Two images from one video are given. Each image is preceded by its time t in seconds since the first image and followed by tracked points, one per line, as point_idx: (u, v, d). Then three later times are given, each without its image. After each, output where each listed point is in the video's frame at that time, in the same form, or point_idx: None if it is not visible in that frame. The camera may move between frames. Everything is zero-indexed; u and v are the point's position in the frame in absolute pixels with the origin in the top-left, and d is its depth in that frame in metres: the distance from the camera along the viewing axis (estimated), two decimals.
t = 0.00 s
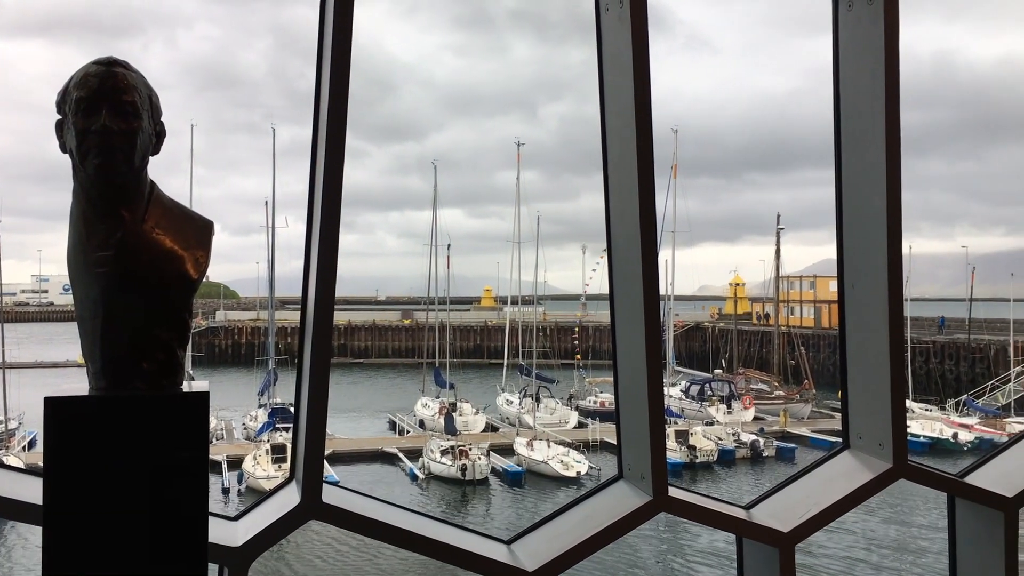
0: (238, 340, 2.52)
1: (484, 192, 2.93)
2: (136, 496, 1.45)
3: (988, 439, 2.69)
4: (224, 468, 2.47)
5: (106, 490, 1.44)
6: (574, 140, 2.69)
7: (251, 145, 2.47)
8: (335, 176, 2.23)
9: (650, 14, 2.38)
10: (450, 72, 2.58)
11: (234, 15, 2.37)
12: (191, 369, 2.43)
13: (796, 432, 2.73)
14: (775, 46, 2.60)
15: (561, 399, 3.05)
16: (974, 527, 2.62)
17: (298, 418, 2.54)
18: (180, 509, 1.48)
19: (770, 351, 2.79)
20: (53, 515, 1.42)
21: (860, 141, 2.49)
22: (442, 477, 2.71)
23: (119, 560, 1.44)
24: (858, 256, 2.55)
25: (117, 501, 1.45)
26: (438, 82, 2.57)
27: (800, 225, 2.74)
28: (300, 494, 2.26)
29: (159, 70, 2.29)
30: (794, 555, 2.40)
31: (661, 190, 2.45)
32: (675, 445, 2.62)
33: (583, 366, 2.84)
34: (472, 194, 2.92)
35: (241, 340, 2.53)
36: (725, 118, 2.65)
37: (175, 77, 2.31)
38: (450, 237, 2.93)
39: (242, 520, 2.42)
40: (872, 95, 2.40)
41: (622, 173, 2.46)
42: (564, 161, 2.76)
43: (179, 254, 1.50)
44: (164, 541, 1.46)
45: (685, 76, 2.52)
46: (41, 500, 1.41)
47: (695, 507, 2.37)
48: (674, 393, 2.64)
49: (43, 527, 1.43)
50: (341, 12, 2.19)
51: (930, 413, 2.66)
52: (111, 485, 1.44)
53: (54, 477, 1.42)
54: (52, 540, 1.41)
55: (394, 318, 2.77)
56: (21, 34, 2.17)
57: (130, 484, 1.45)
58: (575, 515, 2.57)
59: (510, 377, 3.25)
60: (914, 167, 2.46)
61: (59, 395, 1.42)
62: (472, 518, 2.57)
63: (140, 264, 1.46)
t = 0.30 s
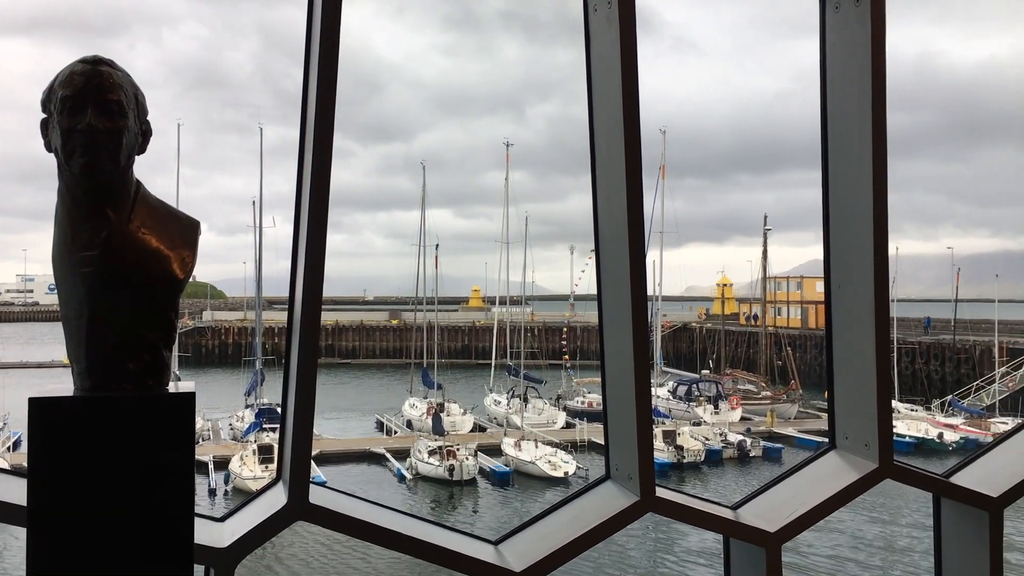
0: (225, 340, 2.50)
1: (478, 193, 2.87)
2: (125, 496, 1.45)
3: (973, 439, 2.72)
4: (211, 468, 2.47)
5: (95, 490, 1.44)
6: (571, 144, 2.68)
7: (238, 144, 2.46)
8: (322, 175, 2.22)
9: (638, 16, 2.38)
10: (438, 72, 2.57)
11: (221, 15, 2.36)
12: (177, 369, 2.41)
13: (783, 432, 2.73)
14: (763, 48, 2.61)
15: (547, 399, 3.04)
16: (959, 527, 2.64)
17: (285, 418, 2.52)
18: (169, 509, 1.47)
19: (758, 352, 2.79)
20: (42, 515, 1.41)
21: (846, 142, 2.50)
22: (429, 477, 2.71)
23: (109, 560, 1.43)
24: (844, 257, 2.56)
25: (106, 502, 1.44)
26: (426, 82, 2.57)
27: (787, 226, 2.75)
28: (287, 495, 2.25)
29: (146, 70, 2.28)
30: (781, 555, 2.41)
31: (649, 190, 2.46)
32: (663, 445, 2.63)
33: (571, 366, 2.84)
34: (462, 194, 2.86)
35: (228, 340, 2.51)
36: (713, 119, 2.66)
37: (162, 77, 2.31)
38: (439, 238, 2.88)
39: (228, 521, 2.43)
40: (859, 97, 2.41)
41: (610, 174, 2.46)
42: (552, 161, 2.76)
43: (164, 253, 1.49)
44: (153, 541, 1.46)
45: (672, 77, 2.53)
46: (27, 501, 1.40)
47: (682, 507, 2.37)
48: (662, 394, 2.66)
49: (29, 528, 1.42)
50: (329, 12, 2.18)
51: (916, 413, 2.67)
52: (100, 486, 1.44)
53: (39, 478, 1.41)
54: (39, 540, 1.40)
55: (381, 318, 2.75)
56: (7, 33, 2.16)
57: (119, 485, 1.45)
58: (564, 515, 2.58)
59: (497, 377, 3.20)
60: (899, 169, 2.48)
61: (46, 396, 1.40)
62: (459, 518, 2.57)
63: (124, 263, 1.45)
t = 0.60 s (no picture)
0: (211, 339, 2.48)
1: (463, 192, 2.84)
2: (110, 495, 1.44)
3: (957, 438, 2.73)
4: (195, 468, 2.46)
5: (79, 489, 1.43)
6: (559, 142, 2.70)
7: (224, 143, 2.45)
8: (310, 173, 2.22)
9: (625, 16, 2.39)
10: (426, 71, 2.57)
11: (207, 13, 2.35)
12: (162, 368, 2.39)
13: (768, 431, 2.73)
14: (749, 49, 2.62)
15: (535, 398, 2.98)
16: (943, 525, 2.66)
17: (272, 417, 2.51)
18: (155, 508, 1.47)
19: (744, 351, 2.79)
20: (26, 514, 1.41)
21: (832, 144, 2.51)
22: (416, 476, 2.68)
23: (94, 559, 1.43)
24: (830, 257, 2.57)
25: (91, 501, 1.43)
26: (414, 82, 2.57)
27: (773, 226, 2.75)
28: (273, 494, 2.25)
29: (131, 68, 2.26)
30: (766, 554, 2.42)
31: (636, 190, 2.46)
32: (649, 444, 2.64)
33: (559, 365, 2.80)
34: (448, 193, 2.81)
35: (214, 339, 2.49)
36: (700, 120, 2.67)
37: (149, 75, 2.30)
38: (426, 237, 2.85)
39: (213, 521, 2.41)
40: (844, 98, 2.43)
41: (598, 173, 2.46)
42: (539, 161, 2.77)
43: (150, 253, 1.48)
44: (137, 540, 1.45)
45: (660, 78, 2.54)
46: (10, 501, 1.39)
47: (668, 506, 2.38)
48: (648, 394, 2.61)
49: (12, 527, 1.41)
50: (317, 11, 2.18)
51: (900, 413, 2.70)
52: (83, 485, 1.43)
53: (23, 478, 1.40)
54: (23, 540, 1.39)
55: (369, 317, 2.74)
56: None
57: (103, 484, 1.44)
58: (552, 514, 2.58)
59: (484, 376, 3.07)
60: (884, 169, 2.49)
61: (26, 395, 1.39)
62: (446, 517, 2.59)
63: (108, 262, 1.44)
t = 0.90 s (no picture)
0: (195, 337, 2.45)
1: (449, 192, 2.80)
2: (91, 495, 1.43)
3: (939, 438, 2.76)
4: (178, 467, 2.42)
5: (64, 490, 1.42)
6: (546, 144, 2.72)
7: (207, 141, 2.43)
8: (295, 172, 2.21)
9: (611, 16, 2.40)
10: (412, 70, 2.58)
11: (191, 11, 2.34)
12: (146, 367, 2.34)
13: (752, 430, 2.75)
14: (733, 50, 2.64)
15: (520, 398, 2.92)
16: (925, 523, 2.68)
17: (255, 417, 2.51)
18: (150, 509, 1.47)
19: (728, 351, 2.79)
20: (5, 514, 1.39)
21: (816, 145, 2.52)
22: (401, 476, 2.63)
23: (86, 560, 1.43)
24: (814, 257, 2.58)
25: (76, 501, 1.42)
26: (399, 81, 2.57)
27: (758, 227, 2.76)
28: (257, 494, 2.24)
29: (114, 65, 2.24)
30: (751, 553, 2.42)
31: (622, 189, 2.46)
32: (635, 443, 2.60)
33: (543, 365, 2.78)
34: (434, 192, 2.77)
35: (198, 337, 2.46)
36: (686, 121, 2.68)
37: (132, 72, 2.27)
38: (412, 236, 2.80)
39: (196, 520, 2.39)
40: (829, 99, 2.44)
41: (583, 172, 2.46)
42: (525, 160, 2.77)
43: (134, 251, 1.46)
44: (119, 540, 1.45)
45: (646, 78, 2.54)
46: None
47: (653, 505, 2.37)
48: (633, 392, 2.59)
49: None
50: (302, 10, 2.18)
51: (883, 412, 2.70)
52: (67, 486, 1.42)
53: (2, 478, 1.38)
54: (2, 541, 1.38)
55: (354, 316, 2.67)
56: None
57: (90, 484, 1.43)
58: (538, 513, 2.58)
59: (470, 375, 2.94)
60: (867, 170, 2.51)
61: (13, 394, 1.38)
62: (430, 515, 2.57)
63: (89, 261, 1.42)
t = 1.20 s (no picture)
0: (175, 336, 2.43)
1: (431, 194, 2.74)
2: (68, 497, 1.42)
3: (917, 438, 2.79)
4: (158, 467, 2.39)
5: (40, 492, 1.40)
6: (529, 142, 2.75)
7: (187, 140, 2.40)
8: (276, 171, 2.21)
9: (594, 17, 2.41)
10: (394, 70, 2.59)
11: (172, 9, 2.32)
12: (125, 366, 2.36)
13: (734, 430, 2.74)
14: (715, 52, 2.65)
15: (503, 398, 2.82)
16: (904, 522, 2.70)
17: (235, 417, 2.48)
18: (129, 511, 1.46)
19: (711, 350, 2.73)
20: None
21: (797, 147, 2.53)
22: (384, 477, 2.63)
23: (79, 560, 1.42)
24: (795, 259, 2.59)
25: (53, 503, 1.41)
26: (382, 80, 2.58)
27: (740, 228, 2.76)
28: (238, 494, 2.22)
29: (93, 63, 2.22)
30: (732, 553, 2.43)
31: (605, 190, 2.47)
32: (615, 444, 2.64)
33: (525, 365, 2.85)
34: (418, 193, 2.71)
35: (178, 337, 2.44)
36: (668, 121, 2.67)
37: (111, 70, 2.25)
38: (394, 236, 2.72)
39: (176, 521, 2.38)
40: (810, 101, 2.45)
41: (566, 172, 2.46)
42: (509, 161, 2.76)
43: (112, 251, 1.45)
44: (97, 543, 1.43)
45: (629, 79, 2.55)
46: None
47: (634, 505, 2.37)
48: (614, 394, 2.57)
49: None
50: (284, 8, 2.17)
51: (863, 413, 2.71)
52: (44, 487, 1.40)
53: None
54: None
55: (335, 316, 2.64)
56: None
57: (67, 486, 1.42)
58: (521, 513, 2.59)
59: (451, 376, 2.79)
60: (847, 172, 2.53)
61: None
62: (410, 515, 2.64)
63: (67, 261, 1.41)
